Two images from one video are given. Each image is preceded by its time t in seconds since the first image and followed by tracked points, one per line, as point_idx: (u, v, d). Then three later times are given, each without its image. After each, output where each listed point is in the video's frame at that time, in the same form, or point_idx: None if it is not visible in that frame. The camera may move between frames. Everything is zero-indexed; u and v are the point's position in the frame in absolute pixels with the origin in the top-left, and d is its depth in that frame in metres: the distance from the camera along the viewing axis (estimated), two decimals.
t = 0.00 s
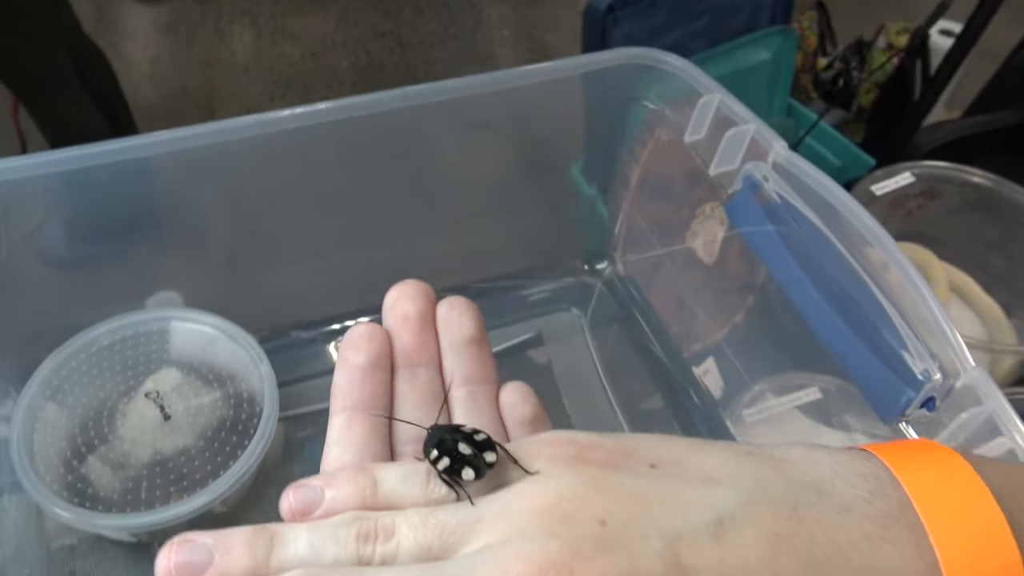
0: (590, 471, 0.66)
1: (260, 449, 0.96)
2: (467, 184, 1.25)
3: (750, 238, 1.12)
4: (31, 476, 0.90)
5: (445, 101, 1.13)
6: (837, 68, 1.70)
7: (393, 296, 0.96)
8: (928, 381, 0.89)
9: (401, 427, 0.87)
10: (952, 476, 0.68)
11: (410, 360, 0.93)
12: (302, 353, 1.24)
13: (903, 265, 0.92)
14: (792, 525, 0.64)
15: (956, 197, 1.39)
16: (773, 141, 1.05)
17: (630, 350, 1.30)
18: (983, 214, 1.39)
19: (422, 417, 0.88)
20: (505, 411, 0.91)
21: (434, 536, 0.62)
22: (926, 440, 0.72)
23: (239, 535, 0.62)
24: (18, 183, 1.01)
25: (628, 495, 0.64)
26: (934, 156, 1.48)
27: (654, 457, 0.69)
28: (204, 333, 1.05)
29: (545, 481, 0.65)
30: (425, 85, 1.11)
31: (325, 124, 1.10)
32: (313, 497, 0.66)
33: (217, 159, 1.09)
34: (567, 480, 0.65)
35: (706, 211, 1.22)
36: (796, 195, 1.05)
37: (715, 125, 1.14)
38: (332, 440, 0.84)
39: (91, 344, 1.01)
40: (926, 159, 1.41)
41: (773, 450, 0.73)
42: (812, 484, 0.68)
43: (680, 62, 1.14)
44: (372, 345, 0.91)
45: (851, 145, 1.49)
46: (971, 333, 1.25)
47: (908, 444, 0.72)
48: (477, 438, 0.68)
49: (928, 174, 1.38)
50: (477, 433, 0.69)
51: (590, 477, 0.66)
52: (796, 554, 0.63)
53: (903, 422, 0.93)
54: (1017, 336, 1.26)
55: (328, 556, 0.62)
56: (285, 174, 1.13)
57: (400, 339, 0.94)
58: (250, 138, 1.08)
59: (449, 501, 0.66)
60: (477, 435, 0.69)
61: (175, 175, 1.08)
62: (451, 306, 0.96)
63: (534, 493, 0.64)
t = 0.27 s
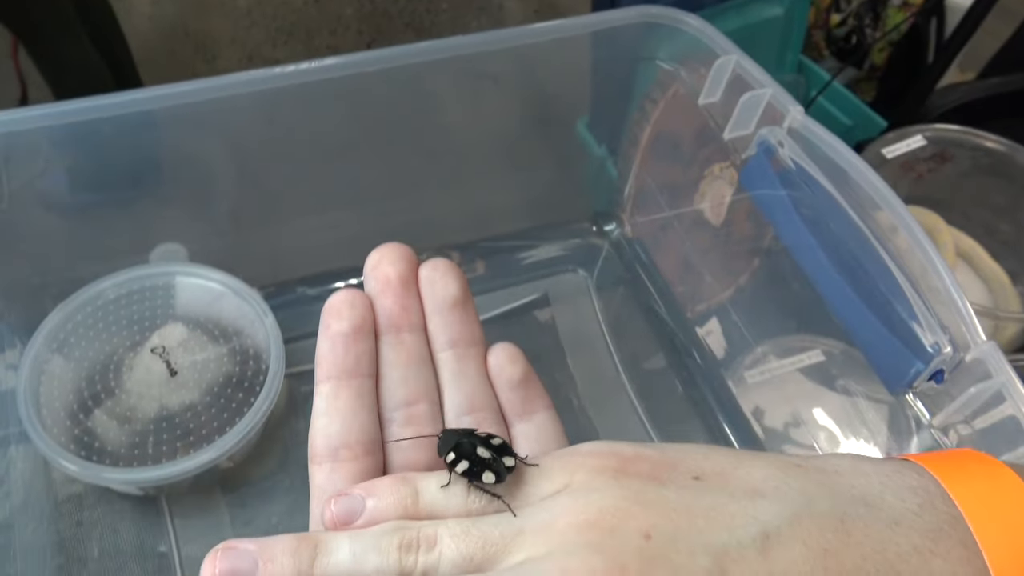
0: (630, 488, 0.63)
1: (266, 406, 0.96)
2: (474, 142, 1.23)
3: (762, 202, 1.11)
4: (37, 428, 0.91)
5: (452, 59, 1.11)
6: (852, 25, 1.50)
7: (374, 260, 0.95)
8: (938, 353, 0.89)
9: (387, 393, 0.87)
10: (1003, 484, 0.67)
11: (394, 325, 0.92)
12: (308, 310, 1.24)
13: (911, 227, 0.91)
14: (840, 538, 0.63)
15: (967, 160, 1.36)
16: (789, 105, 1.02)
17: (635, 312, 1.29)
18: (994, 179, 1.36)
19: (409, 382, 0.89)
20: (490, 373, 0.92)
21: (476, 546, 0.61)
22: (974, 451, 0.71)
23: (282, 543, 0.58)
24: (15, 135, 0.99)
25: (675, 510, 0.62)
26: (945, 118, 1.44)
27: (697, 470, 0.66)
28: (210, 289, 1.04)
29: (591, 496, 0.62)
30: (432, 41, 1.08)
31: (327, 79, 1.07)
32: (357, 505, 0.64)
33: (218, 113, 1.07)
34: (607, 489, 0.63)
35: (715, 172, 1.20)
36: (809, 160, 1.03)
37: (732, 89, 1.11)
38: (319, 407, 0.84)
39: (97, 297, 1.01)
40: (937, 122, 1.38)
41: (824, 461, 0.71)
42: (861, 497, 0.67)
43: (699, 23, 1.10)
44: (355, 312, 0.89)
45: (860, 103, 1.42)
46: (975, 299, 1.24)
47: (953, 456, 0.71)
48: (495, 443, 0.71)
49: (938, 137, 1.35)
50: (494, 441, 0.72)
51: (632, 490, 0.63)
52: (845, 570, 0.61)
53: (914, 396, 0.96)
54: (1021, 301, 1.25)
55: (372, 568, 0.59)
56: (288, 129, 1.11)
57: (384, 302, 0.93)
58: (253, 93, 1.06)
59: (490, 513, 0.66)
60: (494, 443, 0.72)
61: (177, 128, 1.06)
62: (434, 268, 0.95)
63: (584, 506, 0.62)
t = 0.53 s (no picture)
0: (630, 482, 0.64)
1: (268, 370, 0.96)
2: (478, 107, 1.22)
3: (767, 170, 1.10)
4: (40, 388, 0.91)
5: (455, 22, 1.09)
6: None
7: (376, 228, 0.93)
8: (939, 328, 0.89)
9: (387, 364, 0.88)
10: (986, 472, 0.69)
11: (397, 296, 0.91)
12: (310, 273, 1.23)
13: (918, 199, 0.90)
14: (829, 525, 0.64)
15: (974, 131, 1.34)
16: (799, 73, 1.00)
17: (637, 280, 1.29)
18: (1001, 149, 1.35)
19: (410, 353, 0.89)
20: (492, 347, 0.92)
21: (474, 522, 0.61)
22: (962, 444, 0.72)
23: (284, 513, 0.60)
24: (16, 93, 0.97)
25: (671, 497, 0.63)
26: (955, 87, 1.41)
27: (692, 455, 0.68)
28: (212, 252, 1.04)
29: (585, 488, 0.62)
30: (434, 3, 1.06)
31: (327, 43, 1.06)
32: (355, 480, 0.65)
33: (217, 76, 1.05)
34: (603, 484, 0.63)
35: (719, 140, 1.19)
36: (817, 130, 1.02)
37: (741, 57, 1.09)
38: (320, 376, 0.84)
39: (97, 259, 1.01)
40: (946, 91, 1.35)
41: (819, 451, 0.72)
42: (852, 487, 0.68)
43: None
44: (358, 280, 0.88)
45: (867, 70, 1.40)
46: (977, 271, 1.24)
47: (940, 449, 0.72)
48: (465, 418, 0.73)
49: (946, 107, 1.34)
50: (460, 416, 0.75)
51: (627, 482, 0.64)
52: (836, 558, 0.62)
53: (916, 370, 0.99)
54: None
55: (371, 540, 0.60)
56: (288, 92, 1.10)
57: (386, 272, 0.92)
58: (253, 55, 1.04)
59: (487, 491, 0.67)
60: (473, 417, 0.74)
61: (176, 89, 1.05)
62: (438, 239, 0.94)
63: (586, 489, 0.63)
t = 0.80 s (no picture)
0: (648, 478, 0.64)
1: (270, 353, 0.97)
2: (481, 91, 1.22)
3: (769, 160, 1.10)
4: (44, 367, 0.92)
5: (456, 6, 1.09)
6: None
7: (392, 218, 0.94)
8: (939, 324, 0.90)
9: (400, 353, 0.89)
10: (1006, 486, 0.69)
11: (411, 284, 0.91)
12: (312, 254, 1.24)
13: (917, 189, 0.91)
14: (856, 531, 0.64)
15: (976, 121, 1.34)
16: (805, 65, 1.00)
17: (637, 266, 1.29)
18: (1003, 139, 1.35)
19: (421, 342, 0.89)
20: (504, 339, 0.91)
21: (507, 515, 0.62)
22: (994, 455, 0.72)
23: (319, 500, 0.62)
24: (17, 72, 0.97)
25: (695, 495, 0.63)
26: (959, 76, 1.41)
27: (722, 456, 0.68)
28: (215, 232, 1.04)
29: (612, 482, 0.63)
30: None
31: (329, 24, 1.05)
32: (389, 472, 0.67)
33: (221, 56, 1.05)
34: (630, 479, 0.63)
35: (722, 125, 1.19)
36: (821, 123, 1.01)
37: (747, 47, 1.08)
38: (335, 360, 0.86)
39: (101, 238, 1.01)
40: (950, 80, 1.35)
41: (840, 456, 0.72)
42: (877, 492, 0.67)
43: None
44: (372, 268, 0.88)
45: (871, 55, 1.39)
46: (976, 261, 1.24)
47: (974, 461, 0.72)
48: (437, 392, 0.79)
49: (951, 96, 1.33)
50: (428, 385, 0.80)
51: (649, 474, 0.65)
52: (861, 561, 0.63)
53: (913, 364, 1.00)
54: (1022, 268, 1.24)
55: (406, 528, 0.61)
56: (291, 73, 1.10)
57: (401, 261, 0.92)
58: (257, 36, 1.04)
59: (519, 484, 0.67)
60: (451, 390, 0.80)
61: (181, 68, 1.05)
62: (453, 230, 0.94)
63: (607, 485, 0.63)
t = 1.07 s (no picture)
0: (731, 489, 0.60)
1: (280, 339, 0.97)
2: (491, 74, 1.21)
3: (786, 148, 1.10)
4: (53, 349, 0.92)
5: None
6: None
7: (455, 203, 0.92)
8: (956, 322, 0.89)
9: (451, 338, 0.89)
10: None
11: (468, 272, 0.90)
12: (318, 236, 1.23)
13: (931, 173, 0.91)
14: (943, 536, 0.58)
15: (988, 108, 1.33)
16: (826, 56, 0.98)
17: (646, 252, 1.29)
18: (1014, 126, 1.34)
19: (475, 330, 0.89)
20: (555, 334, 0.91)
21: (592, 515, 0.58)
22: None
23: (409, 495, 0.59)
24: (18, 52, 0.95)
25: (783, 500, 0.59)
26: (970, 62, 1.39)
27: (804, 464, 0.64)
28: (226, 216, 1.04)
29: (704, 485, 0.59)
30: None
31: (336, 4, 1.04)
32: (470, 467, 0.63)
33: (227, 35, 1.04)
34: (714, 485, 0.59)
35: (732, 110, 1.18)
36: (841, 114, 0.99)
37: (766, 37, 1.06)
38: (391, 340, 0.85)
39: (110, 219, 1.01)
40: (962, 67, 1.33)
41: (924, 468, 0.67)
42: (963, 502, 0.62)
43: None
44: (433, 252, 0.86)
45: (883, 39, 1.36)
46: (984, 248, 1.21)
47: None
48: (465, 370, 0.80)
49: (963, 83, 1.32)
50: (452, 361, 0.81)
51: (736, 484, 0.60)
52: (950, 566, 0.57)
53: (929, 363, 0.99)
54: None
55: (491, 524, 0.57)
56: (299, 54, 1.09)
57: (463, 247, 0.90)
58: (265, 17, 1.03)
59: (599, 486, 0.62)
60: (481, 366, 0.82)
61: (189, 48, 1.04)
62: (514, 221, 0.92)
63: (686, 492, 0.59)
